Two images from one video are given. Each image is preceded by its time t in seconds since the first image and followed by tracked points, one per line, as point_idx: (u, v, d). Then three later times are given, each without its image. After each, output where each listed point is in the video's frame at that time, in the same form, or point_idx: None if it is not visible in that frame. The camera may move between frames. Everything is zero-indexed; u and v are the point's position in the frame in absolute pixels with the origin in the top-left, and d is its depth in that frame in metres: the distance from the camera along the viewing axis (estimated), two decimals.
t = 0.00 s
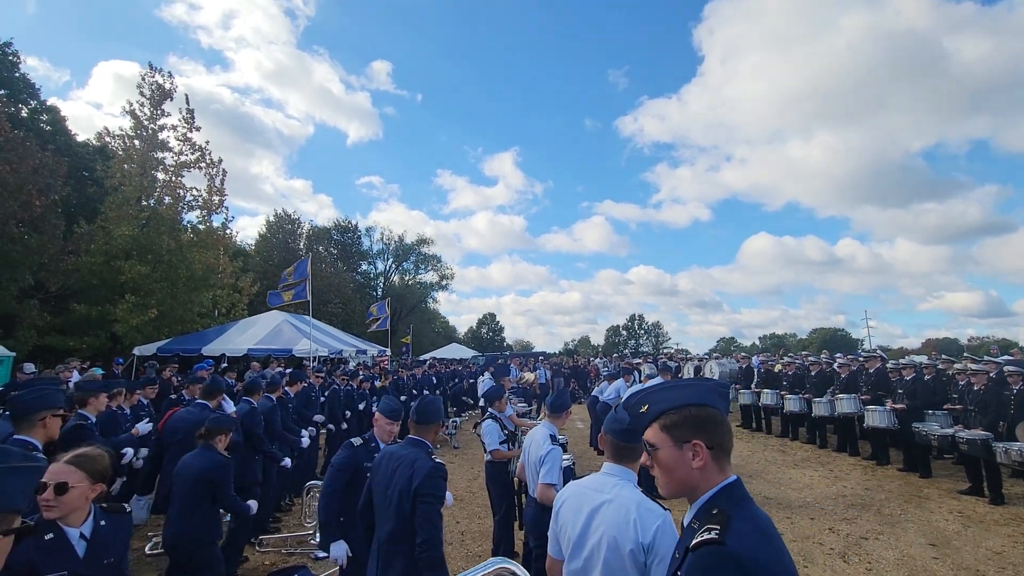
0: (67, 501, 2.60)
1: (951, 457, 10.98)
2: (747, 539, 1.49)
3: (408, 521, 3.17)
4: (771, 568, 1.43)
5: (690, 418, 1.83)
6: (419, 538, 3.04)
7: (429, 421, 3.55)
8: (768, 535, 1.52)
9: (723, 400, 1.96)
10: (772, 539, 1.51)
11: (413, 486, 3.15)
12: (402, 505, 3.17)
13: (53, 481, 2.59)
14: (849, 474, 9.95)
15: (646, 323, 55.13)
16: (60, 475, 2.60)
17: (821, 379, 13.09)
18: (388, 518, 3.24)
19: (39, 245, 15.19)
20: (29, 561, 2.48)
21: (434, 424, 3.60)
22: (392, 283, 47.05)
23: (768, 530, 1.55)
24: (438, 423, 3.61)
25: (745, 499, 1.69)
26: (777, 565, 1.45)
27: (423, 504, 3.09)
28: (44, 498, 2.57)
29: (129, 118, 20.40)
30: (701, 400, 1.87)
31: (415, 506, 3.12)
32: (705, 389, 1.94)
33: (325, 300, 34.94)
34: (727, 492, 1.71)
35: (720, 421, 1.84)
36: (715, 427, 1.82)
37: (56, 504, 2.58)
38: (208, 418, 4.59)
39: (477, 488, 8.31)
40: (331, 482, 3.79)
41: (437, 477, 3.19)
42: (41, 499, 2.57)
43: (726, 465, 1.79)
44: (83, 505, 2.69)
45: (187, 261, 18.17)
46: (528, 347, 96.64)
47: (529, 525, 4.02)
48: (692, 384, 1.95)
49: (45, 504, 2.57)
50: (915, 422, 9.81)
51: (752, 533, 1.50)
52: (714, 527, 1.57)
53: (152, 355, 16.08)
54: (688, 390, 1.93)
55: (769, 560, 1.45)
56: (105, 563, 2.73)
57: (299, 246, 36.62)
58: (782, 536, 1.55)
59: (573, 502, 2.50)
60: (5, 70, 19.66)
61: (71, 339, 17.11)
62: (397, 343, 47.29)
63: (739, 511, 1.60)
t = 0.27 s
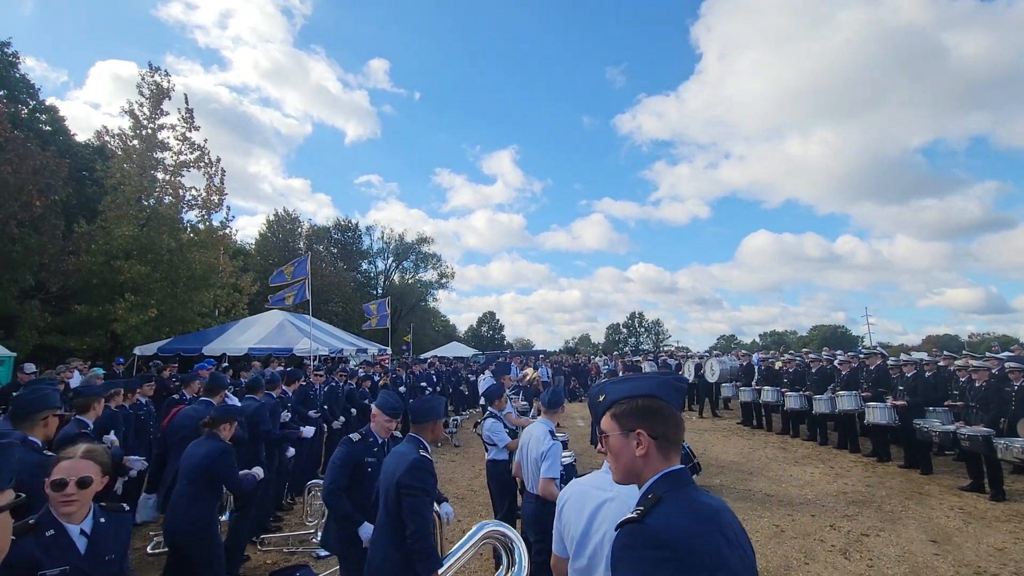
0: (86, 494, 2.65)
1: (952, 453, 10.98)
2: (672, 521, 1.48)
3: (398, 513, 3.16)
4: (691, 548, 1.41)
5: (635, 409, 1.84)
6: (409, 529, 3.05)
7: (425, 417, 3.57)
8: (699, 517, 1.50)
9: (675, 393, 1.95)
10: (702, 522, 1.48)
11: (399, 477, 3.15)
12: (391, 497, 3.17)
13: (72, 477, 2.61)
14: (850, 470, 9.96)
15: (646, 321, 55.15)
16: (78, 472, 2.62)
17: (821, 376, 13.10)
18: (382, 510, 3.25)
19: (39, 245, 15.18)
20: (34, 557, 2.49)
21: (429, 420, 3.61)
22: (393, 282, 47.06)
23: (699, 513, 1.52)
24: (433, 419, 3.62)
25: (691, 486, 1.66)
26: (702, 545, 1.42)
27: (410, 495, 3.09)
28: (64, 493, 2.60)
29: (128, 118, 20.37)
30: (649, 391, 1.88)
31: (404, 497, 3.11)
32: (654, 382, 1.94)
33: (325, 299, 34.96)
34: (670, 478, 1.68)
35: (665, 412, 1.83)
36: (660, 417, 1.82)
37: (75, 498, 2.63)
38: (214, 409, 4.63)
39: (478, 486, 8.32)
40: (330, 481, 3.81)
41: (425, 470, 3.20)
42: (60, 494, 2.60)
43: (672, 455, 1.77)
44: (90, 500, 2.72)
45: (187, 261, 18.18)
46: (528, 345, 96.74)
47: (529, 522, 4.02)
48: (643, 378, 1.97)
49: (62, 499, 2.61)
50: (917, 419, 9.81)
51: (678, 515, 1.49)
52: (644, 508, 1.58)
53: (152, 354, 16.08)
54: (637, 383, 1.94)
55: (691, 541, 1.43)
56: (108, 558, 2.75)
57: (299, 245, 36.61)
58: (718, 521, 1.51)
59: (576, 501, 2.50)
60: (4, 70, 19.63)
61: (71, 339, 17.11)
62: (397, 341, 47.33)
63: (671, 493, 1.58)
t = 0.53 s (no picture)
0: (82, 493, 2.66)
1: (949, 451, 11.03)
2: (546, 535, 1.46)
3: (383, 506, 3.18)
4: (558, 565, 1.40)
5: (549, 416, 1.81)
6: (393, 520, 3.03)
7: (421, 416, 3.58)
8: (580, 533, 1.45)
9: (597, 397, 1.85)
10: (579, 538, 1.44)
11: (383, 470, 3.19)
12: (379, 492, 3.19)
13: (68, 474, 2.64)
14: (848, 469, 10.00)
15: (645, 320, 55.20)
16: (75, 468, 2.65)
17: (819, 374, 13.14)
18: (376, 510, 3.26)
19: (37, 244, 15.15)
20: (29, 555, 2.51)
21: (422, 421, 3.62)
22: (392, 281, 47.07)
23: (581, 527, 1.46)
24: (428, 420, 3.62)
25: (598, 496, 1.58)
26: (571, 562, 1.39)
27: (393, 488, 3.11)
28: (61, 490, 2.62)
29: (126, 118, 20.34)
30: (565, 398, 1.81)
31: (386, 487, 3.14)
32: (574, 386, 1.87)
33: (324, 299, 34.97)
34: (571, 489, 1.63)
35: (576, 417, 1.77)
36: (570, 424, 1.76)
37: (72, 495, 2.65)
38: (210, 423, 4.61)
39: (477, 485, 8.33)
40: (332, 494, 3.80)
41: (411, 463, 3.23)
42: (57, 491, 2.61)
43: (582, 464, 1.71)
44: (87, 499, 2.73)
45: (185, 260, 18.17)
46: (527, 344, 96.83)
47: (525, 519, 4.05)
48: (565, 383, 1.90)
49: (60, 495, 2.63)
50: (914, 417, 9.83)
51: (557, 529, 1.46)
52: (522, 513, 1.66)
53: (151, 354, 16.07)
54: (558, 388, 1.89)
55: (558, 558, 1.40)
56: (102, 557, 2.74)
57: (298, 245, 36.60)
58: (604, 537, 1.43)
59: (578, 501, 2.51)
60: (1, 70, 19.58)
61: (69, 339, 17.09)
62: (396, 341, 47.35)
63: (562, 504, 1.55)
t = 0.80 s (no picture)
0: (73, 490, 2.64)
1: (949, 449, 11.05)
2: (459, 535, 1.50)
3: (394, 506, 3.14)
4: (464, 563, 1.42)
5: (490, 417, 1.93)
6: (405, 521, 3.06)
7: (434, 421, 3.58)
8: (489, 535, 1.44)
9: (534, 393, 1.92)
10: (486, 538, 1.44)
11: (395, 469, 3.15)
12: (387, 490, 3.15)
13: (58, 473, 2.61)
14: (847, 467, 10.03)
15: (644, 319, 55.23)
16: (63, 467, 2.61)
17: (818, 373, 13.16)
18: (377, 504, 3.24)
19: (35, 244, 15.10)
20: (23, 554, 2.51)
21: (431, 423, 3.60)
22: (391, 281, 47.06)
23: (492, 529, 1.46)
24: (436, 423, 3.62)
25: (524, 497, 1.56)
26: (474, 562, 1.40)
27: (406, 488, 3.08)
28: (50, 489, 2.59)
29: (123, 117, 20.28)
30: (503, 399, 1.93)
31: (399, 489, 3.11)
32: (514, 386, 1.96)
33: (324, 298, 34.95)
34: (500, 488, 1.64)
35: (511, 416, 1.86)
36: (506, 423, 1.86)
37: (63, 493, 2.62)
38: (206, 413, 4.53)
39: (478, 484, 8.33)
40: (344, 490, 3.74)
41: (423, 464, 3.20)
42: (47, 489, 2.59)
43: (516, 461, 1.77)
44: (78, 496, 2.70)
45: (184, 260, 18.18)
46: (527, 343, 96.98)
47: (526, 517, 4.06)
48: (509, 386, 2.00)
49: (50, 494, 2.60)
50: (914, 415, 9.85)
51: (470, 529, 1.49)
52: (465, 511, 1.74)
53: (150, 354, 16.05)
54: (503, 391, 1.99)
55: (463, 558, 1.43)
56: (99, 554, 2.74)
57: (297, 244, 36.56)
58: (512, 537, 1.41)
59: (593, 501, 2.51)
60: None
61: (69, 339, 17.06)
62: (396, 340, 47.33)
63: (483, 504, 1.56)
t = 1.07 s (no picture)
0: (64, 490, 2.62)
1: (948, 448, 11.07)
2: (463, 524, 1.51)
3: (406, 517, 3.04)
4: (468, 553, 1.43)
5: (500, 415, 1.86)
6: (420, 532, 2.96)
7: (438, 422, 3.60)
8: (496, 529, 1.44)
9: (545, 392, 1.84)
10: (488, 532, 1.45)
11: (412, 480, 3.04)
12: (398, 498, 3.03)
13: (48, 473, 2.59)
14: (846, 466, 10.05)
15: (644, 318, 55.30)
16: (54, 467, 2.60)
17: (818, 372, 13.18)
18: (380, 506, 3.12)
19: (33, 244, 15.05)
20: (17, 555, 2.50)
21: (436, 423, 3.60)
22: (390, 280, 47.00)
23: (495, 525, 1.46)
24: (440, 424, 3.61)
25: (531, 493, 1.56)
26: (475, 554, 1.41)
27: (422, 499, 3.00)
28: (41, 490, 2.58)
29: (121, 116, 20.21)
30: (514, 396, 1.86)
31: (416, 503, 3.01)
32: (525, 382, 1.89)
33: (322, 297, 34.91)
34: (508, 482, 1.64)
35: (520, 415, 1.79)
36: (516, 421, 1.79)
37: (53, 494, 2.60)
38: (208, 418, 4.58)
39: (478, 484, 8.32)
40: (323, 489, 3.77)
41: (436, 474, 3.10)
42: (37, 491, 2.58)
43: (524, 460, 1.70)
44: (72, 497, 2.70)
45: (183, 259, 18.21)
46: (526, 342, 96.98)
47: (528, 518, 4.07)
48: (521, 382, 1.93)
49: (40, 496, 2.58)
50: (913, 414, 9.88)
51: (474, 520, 1.50)
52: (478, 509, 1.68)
53: (148, 354, 16.01)
54: (515, 387, 1.92)
55: (464, 547, 1.44)
56: (96, 555, 2.72)
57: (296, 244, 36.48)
58: (514, 534, 1.41)
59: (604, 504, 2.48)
60: None
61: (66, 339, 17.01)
62: (395, 339, 47.29)
63: (490, 496, 1.57)
